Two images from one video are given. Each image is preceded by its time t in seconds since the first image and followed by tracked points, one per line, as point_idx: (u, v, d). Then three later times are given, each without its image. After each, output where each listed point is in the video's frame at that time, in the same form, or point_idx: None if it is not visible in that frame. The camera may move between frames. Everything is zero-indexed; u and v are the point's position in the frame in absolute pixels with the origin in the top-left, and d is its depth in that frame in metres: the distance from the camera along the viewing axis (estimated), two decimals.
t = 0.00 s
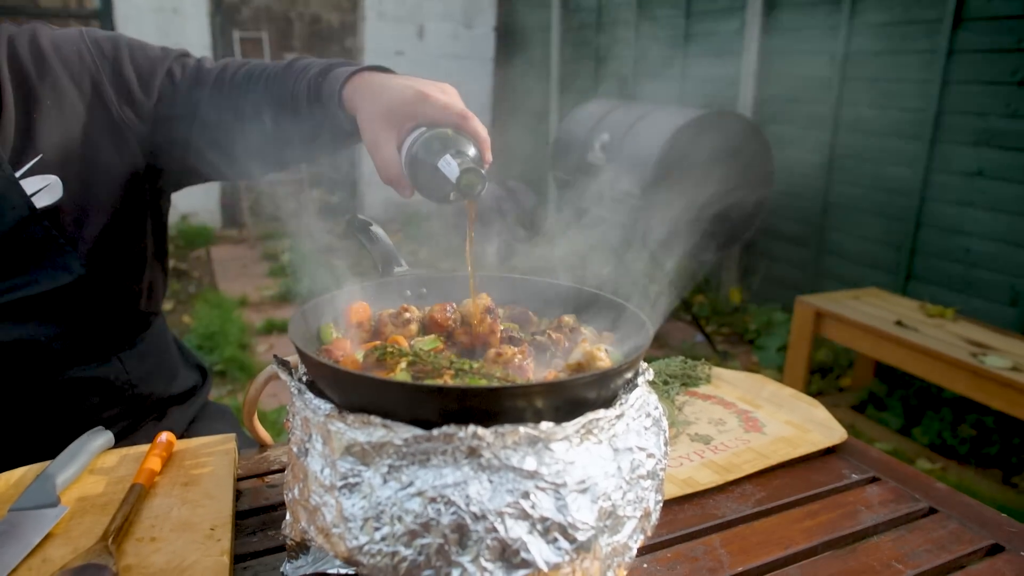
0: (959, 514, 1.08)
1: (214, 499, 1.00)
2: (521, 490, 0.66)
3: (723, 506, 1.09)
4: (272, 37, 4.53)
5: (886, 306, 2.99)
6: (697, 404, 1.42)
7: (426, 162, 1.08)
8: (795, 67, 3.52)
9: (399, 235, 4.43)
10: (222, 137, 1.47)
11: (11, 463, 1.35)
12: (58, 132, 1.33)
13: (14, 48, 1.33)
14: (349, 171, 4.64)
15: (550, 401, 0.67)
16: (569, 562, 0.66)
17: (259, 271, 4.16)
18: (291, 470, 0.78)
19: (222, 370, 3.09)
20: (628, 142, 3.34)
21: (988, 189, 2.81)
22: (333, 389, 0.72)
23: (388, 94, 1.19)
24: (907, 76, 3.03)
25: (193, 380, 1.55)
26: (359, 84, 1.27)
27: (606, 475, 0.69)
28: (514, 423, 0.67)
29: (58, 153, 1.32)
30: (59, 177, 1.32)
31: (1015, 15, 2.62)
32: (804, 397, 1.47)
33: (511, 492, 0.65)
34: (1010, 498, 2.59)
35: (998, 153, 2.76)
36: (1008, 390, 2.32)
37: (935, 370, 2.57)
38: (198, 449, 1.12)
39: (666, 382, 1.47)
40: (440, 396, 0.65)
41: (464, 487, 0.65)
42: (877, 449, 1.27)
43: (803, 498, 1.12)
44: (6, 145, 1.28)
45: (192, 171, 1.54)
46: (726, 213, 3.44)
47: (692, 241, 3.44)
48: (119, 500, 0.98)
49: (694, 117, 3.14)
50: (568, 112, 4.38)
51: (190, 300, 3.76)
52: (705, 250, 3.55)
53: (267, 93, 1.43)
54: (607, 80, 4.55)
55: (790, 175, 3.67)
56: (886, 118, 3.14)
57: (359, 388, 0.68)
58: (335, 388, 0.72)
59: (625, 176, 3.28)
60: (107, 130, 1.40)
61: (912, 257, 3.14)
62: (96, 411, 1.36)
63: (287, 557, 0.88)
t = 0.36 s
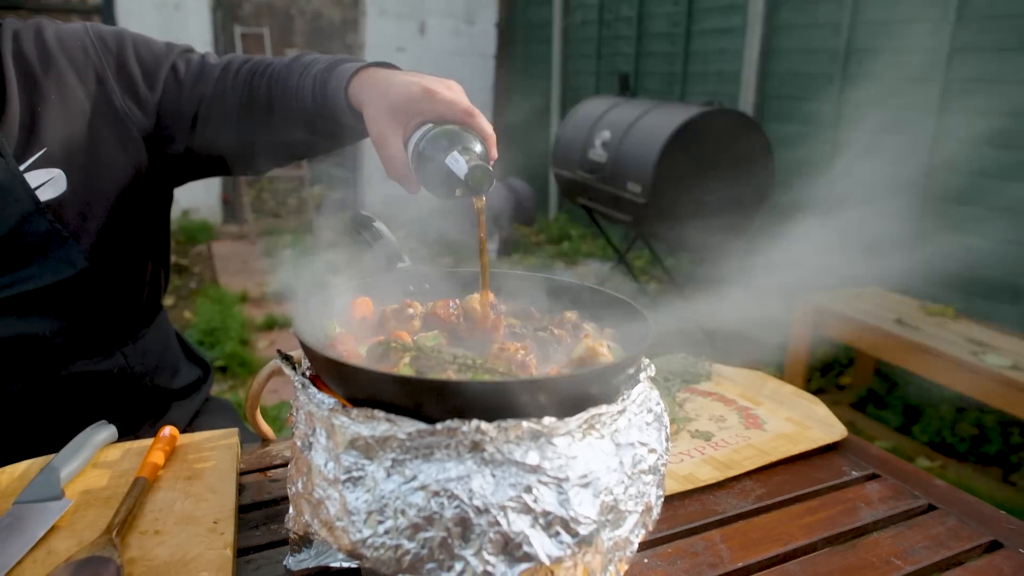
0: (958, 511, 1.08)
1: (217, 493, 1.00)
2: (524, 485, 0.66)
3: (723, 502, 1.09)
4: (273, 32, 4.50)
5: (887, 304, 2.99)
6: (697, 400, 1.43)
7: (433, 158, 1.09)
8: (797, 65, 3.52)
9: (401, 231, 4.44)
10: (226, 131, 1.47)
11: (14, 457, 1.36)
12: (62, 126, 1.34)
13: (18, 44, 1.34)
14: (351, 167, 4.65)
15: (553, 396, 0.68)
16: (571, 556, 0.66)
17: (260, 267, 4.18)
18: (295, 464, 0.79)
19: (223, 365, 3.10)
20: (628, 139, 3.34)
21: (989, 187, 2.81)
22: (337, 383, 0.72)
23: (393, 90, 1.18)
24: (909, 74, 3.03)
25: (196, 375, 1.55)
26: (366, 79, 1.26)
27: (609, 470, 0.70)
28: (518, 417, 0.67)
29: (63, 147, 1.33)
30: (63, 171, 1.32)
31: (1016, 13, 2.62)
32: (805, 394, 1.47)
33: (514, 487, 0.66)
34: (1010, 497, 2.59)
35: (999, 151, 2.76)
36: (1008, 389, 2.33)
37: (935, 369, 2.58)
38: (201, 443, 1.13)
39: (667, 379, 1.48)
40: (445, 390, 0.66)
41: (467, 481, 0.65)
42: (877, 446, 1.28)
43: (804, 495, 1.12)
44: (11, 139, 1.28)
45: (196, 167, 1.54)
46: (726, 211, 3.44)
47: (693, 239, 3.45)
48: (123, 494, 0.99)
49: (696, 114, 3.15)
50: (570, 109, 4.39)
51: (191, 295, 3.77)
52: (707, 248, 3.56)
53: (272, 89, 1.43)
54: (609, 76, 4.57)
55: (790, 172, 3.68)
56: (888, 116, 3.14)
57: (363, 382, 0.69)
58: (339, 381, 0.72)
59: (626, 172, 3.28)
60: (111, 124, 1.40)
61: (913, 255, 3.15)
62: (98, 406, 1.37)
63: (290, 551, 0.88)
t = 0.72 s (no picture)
0: (950, 506, 1.10)
1: (218, 487, 1.01)
2: (521, 477, 0.67)
3: (719, 497, 1.11)
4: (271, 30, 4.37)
5: (883, 302, 3.01)
6: (693, 397, 1.44)
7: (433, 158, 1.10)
8: (794, 64, 3.53)
9: (399, 229, 4.45)
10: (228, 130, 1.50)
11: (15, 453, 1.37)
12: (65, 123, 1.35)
13: (21, 41, 1.35)
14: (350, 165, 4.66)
15: (550, 390, 0.69)
16: (567, 547, 0.67)
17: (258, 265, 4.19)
18: (294, 457, 0.80)
19: (221, 363, 3.11)
20: (627, 138, 3.35)
21: (985, 187, 2.82)
22: (337, 378, 0.73)
23: (395, 91, 1.20)
24: (906, 74, 3.04)
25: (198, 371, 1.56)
26: (370, 79, 1.27)
27: (604, 463, 0.71)
28: (514, 411, 0.68)
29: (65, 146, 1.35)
30: (65, 167, 1.33)
31: (1013, 13, 2.63)
32: (800, 391, 1.48)
33: (511, 479, 0.67)
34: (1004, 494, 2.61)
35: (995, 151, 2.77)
36: (1001, 387, 2.34)
37: (930, 367, 2.60)
38: (202, 438, 1.14)
39: (663, 376, 1.49)
40: (443, 385, 0.67)
41: (465, 473, 0.67)
42: (871, 443, 1.29)
43: (799, 490, 1.13)
44: (14, 137, 1.30)
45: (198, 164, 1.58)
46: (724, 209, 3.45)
47: (691, 237, 3.46)
48: (124, 487, 1.00)
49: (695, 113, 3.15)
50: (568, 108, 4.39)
51: (189, 293, 3.77)
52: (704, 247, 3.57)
53: (273, 90, 1.45)
54: (607, 75, 4.59)
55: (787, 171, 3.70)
56: (885, 115, 3.16)
57: (362, 377, 0.70)
58: (338, 376, 0.73)
59: (624, 171, 3.29)
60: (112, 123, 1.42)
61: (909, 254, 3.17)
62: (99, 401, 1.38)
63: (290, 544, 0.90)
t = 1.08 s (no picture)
0: (939, 500, 1.12)
1: (219, 482, 1.03)
2: (517, 469, 0.69)
3: (712, 492, 1.12)
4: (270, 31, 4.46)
5: (879, 301, 3.03)
6: (688, 394, 1.45)
7: (436, 161, 1.12)
8: (790, 65, 3.56)
9: (398, 230, 4.48)
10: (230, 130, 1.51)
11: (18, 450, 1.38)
12: (67, 124, 1.36)
13: (25, 43, 1.36)
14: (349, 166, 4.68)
15: (545, 383, 0.71)
16: (561, 537, 0.69)
17: (257, 266, 4.22)
18: (295, 451, 0.82)
19: (221, 363, 3.13)
20: (625, 139, 3.38)
21: (981, 187, 2.85)
22: (337, 373, 0.75)
23: (396, 94, 1.21)
24: (902, 75, 3.06)
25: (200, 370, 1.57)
26: (370, 82, 1.28)
27: (598, 455, 0.73)
28: (509, 404, 0.70)
29: (68, 145, 1.35)
30: (68, 168, 1.34)
31: (1007, 15, 2.66)
32: (794, 388, 1.50)
33: (506, 471, 0.68)
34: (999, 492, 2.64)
35: (990, 151, 2.79)
36: (997, 385, 2.36)
37: (925, 365, 2.62)
38: (204, 434, 1.16)
39: (658, 373, 1.51)
40: (441, 379, 0.68)
41: (462, 465, 0.68)
42: (864, 440, 1.31)
43: (791, 485, 1.15)
44: (17, 137, 1.31)
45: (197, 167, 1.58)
46: (721, 210, 3.48)
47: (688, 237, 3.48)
48: (127, 482, 1.01)
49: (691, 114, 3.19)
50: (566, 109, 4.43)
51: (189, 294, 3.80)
52: (701, 247, 3.59)
53: (273, 93, 1.45)
54: (605, 76, 4.62)
55: (784, 172, 3.72)
56: (881, 116, 3.19)
57: (361, 371, 0.71)
58: (338, 371, 0.75)
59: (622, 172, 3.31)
60: (114, 124, 1.43)
61: (906, 254, 3.19)
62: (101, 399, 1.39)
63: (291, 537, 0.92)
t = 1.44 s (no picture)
0: (928, 496, 1.13)
1: (217, 479, 1.04)
2: (509, 462, 0.70)
3: (705, 488, 1.14)
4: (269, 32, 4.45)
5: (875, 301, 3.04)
6: (682, 392, 1.47)
7: (435, 165, 1.14)
8: (786, 67, 3.59)
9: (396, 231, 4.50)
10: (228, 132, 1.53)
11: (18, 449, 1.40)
12: (67, 126, 1.38)
13: (25, 46, 1.39)
14: (347, 167, 4.70)
15: (536, 378, 0.72)
16: (552, 529, 0.71)
17: (255, 267, 4.24)
18: (292, 446, 0.83)
19: (220, 364, 3.15)
20: (621, 140, 3.40)
21: (977, 188, 2.87)
22: (332, 368, 0.76)
23: (394, 97, 1.23)
24: (897, 76, 3.09)
25: (197, 369, 1.58)
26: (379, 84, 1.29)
27: (588, 449, 0.74)
28: (501, 399, 0.72)
29: (68, 146, 1.37)
30: (69, 170, 1.36)
31: (1002, 18, 2.68)
32: (787, 386, 1.52)
33: (499, 464, 0.70)
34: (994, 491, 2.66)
35: (986, 152, 2.81)
36: (990, 384, 2.38)
37: (919, 364, 2.64)
38: (201, 432, 1.17)
39: (653, 372, 1.52)
40: (433, 373, 0.70)
41: (455, 459, 0.70)
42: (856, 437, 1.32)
43: (782, 480, 1.16)
44: (18, 139, 1.33)
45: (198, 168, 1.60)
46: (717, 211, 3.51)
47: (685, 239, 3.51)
48: (126, 479, 1.03)
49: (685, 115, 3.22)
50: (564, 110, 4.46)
51: (187, 295, 3.83)
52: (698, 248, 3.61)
53: (269, 94, 1.46)
54: (602, 78, 4.64)
55: (780, 173, 3.74)
56: (876, 117, 3.21)
57: (356, 366, 0.73)
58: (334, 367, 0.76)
59: (619, 173, 3.33)
60: (114, 124, 1.45)
61: (902, 254, 3.21)
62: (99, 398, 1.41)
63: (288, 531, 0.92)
